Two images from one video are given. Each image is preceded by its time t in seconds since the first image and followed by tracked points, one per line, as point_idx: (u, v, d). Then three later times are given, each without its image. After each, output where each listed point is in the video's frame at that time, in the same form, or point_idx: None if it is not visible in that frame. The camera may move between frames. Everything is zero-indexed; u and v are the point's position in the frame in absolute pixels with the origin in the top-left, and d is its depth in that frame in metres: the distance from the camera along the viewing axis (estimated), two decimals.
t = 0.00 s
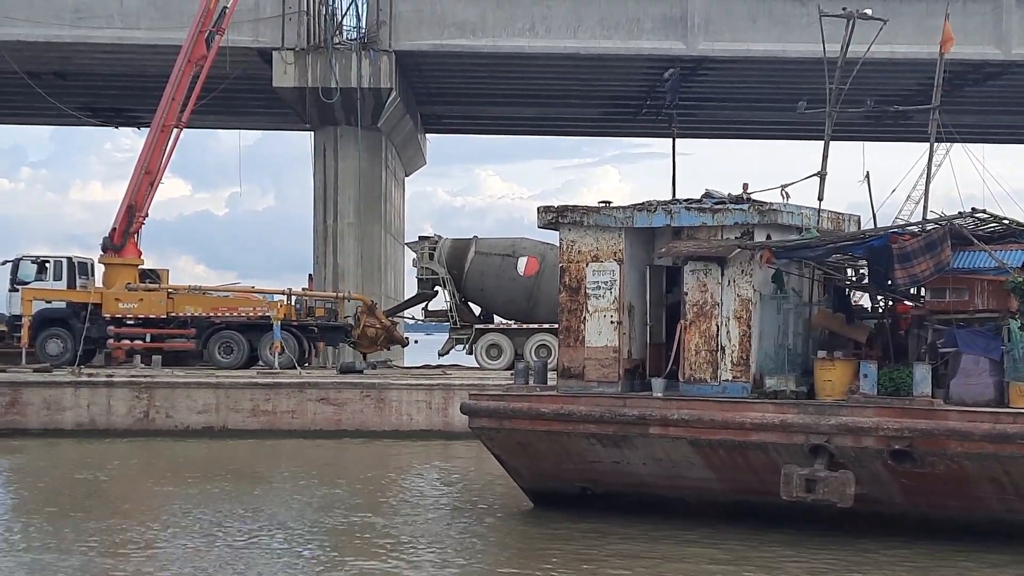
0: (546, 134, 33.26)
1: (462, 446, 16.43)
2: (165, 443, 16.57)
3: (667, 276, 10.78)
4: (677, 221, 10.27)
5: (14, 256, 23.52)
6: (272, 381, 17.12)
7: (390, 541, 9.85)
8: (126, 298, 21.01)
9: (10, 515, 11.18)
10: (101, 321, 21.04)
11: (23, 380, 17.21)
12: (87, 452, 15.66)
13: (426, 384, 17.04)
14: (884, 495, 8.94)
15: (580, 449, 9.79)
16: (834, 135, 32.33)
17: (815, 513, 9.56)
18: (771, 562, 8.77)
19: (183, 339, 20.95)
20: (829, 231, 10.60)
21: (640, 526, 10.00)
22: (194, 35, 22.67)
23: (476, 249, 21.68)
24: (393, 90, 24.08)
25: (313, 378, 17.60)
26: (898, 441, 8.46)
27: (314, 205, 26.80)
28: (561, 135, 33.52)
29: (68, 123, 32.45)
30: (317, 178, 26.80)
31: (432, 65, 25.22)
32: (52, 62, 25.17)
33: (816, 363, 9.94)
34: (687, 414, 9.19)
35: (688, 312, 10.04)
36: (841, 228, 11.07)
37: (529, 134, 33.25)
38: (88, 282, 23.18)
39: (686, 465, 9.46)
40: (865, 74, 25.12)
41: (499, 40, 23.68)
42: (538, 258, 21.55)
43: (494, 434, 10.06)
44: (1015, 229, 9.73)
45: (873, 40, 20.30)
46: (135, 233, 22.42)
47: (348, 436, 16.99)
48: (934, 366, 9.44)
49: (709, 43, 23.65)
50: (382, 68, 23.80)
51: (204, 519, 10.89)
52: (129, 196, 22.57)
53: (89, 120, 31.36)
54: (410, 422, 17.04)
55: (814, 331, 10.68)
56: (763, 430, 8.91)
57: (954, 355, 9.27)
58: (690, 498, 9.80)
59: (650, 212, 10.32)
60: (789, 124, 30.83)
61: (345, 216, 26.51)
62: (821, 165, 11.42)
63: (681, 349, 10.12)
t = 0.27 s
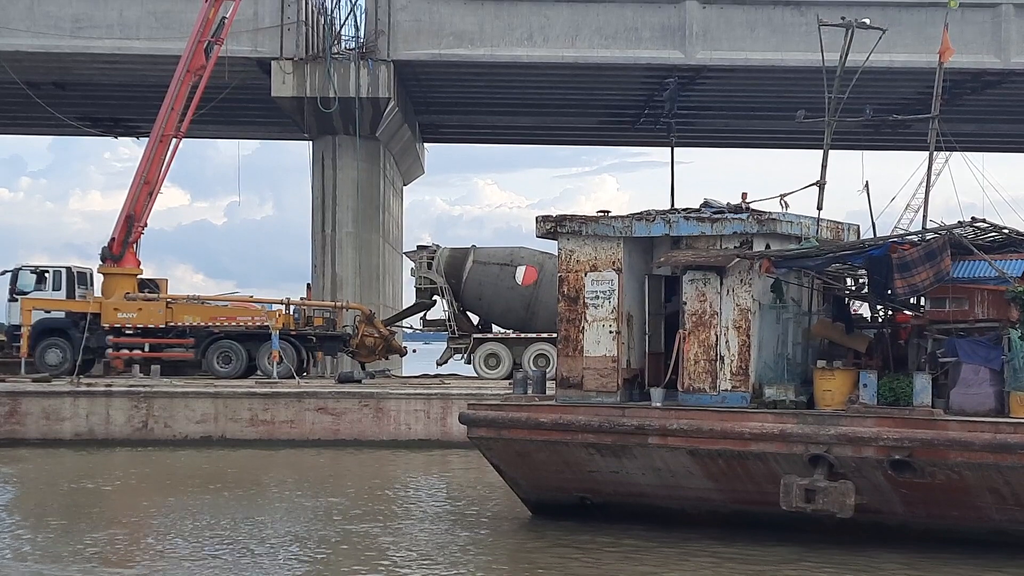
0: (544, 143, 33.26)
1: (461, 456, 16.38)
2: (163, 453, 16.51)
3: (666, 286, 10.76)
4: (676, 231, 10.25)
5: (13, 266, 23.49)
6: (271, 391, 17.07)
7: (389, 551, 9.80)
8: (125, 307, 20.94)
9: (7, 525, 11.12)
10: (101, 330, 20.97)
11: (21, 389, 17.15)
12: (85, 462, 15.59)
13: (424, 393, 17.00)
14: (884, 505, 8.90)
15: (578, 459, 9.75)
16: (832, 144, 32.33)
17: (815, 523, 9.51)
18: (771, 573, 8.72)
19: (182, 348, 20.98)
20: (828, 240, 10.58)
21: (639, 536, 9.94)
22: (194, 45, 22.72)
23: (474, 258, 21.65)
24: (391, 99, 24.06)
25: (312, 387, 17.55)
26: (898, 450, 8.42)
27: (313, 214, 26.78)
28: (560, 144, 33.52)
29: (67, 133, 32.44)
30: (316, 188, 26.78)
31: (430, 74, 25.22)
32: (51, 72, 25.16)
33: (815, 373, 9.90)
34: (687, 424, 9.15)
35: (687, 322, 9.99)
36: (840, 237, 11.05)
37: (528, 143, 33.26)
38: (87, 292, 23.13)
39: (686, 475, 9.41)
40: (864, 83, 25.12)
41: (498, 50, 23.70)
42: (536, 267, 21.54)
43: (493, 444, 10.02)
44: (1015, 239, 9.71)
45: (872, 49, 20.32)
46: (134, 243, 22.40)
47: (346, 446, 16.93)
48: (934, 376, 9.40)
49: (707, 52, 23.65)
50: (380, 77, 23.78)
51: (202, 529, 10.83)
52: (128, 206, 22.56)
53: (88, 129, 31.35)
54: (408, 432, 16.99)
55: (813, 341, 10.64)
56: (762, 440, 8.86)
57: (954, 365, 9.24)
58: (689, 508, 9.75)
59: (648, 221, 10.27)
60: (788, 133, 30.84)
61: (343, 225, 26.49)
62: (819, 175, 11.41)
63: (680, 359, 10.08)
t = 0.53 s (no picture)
0: (544, 166, 33.34)
1: (461, 479, 16.32)
2: (163, 476, 16.46)
3: (666, 308, 10.75)
4: (675, 253, 10.24)
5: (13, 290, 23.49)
6: (271, 415, 17.03)
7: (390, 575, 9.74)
8: (125, 331, 20.92)
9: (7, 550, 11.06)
10: (101, 354, 21.01)
11: (21, 413, 17.11)
12: (85, 487, 15.53)
13: (424, 416, 16.96)
14: (886, 527, 8.86)
15: (579, 482, 9.71)
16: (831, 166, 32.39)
17: (817, 545, 9.46)
18: None
19: (182, 372, 20.93)
20: (828, 262, 10.59)
21: (641, 559, 9.89)
22: (194, 70, 22.79)
23: (474, 281, 21.64)
24: (391, 122, 24.10)
25: (312, 410, 17.51)
26: (900, 473, 8.39)
27: (312, 237, 26.80)
28: (559, 167, 33.60)
29: (68, 158, 32.51)
30: (315, 211, 26.82)
31: (430, 97, 25.31)
32: (52, 96, 25.25)
33: (816, 395, 9.88)
34: (688, 447, 9.12)
35: (688, 344, 9.98)
36: (839, 259, 11.05)
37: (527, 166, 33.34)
38: (87, 315, 23.12)
39: (687, 497, 9.37)
40: (863, 105, 25.20)
41: (497, 73, 23.79)
42: (536, 289, 21.52)
43: (493, 467, 9.98)
44: (1015, 261, 9.74)
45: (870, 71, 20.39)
46: (134, 266, 22.41)
47: (346, 469, 16.88)
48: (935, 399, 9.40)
49: (706, 75, 23.73)
50: (379, 101, 23.81)
51: (203, 554, 10.78)
52: (128, 230, 22.59)
53: (89, 154, 31.43)
54: (408, 455, 16.95)
55: (814, 363, 10.62)
56: (764, 463, 8.83)
57: (955, 387, 9.23)
58: (690, 530, 9.70)
59: (648, 244, 10.29)
60: (786, 155, 30.91)
61: (343, 248, 26.50)
62: (819, 197, 11.43)
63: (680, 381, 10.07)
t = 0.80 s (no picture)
0: (547, 192, 33.45)
1: (465, 506, 16.28)
2: (167, 505, 16.42)
3: (671, 336, 10.77)
4: (680, 280, 10.25)
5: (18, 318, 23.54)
6: (275, 442, 17.02)
7: None
8: (129, 358, 20.93)
9: None
10: (105, 383, 20.99)
11: (25, 442, 17.10)
12: (88, 515, 15.50)
13: (429, 443, 16.94)
14: (893, 555, 8.82)
15: (584, 510, 9.70)
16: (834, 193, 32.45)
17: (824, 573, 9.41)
18: None
19: (185, 400, 20.94)
20: (832, 289, 10.62)
21: None
22: (197, 98, 22.88)
23: (478, 308, 21.65)
24: (394, 150, 24.21)
25: (316, 438, 17.49)
26: (905, 500, 8.38)
27: (316, 265, 26.86)
28: (562, 194, 33.71)
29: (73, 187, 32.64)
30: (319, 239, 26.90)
31: (434, 125, 25.45)
32: (58, 125, 25.40)
33: (822, 422, 9.89)
34: (693, 474, 9.11)
35: (692, 372, 10.01)
36: (844, 286, 11.08)
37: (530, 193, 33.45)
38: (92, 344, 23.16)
39: (692, 525, 9.35)
40: (866, 132, 25.29)
41: (501, 100, 23.91)
42: (540, 316, 21.44)
43: (498, 495, 9.97)
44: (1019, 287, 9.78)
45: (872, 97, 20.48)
46: (138, 294, 22.46)
47: (350, 497, 16.84)
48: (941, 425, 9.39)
49: (709, 102, 23.84)
50: (384, 129, 23.96)
51: None
52: (133, 258, 22.67)
53: (94, 182, 31.57)
54: (413, 482, 16.92)
55: (819, 390, 10.63)
56: (769, 490, 8.82)
57: (960, 414, 9.23)
58: (696, 558, 9.67)
59: (653, 271, 10.29)
60: (789, 182, 30.98)
61: (346, 276, 26.56)
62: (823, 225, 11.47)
63: (685, 409, 10.08)
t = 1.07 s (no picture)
0: (550, 227, 33.54)
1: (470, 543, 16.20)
2: (170, 542, 16.36)
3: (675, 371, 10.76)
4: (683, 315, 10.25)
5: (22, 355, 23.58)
6: (279, 479, 16.98)
7: None
8: (133, 396, 20.95)
9: None
10: (109, 420, 20.94)
11: (29, 479, 17.07)
12: (91, 553, 15.44)
13: (433, 479, 16.89)
14: None
15: (590, 546, 9.66)
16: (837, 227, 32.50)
17: None
18: None
19: (189, 437, 20.89)
20: (836, 324, 10.64)
21: None
22: (201, 135, 23.01)
23: (482, 343, 21.65)
24: (398, 186, 24.31)
25: (320, 475, 17.44)
26: (912, 536, 8.34)
27: (319, 301, 26.89)
28: (566, 229, 33.80)
29: (79, 224, 32.81)
30: (323, 275, 26.96)
31: (438, 161, 25.59)
32: (64, 163, 25.57)
33: (827, 458, 9.86)
34: (698, 510, 9.09)
35: (697, 408, 10.00)
36: (848, 321, 11.09)
37: (533, 228, 33.54)
38: (96, 381, 23.17)
39: (698, 561, 9.30)
40: (868, 166, 25.39)
41: (504, 136, 24.06)
42: (544, 352, 21.58)
43: (503, 531, 9.94)
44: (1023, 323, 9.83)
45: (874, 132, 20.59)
46: (142, 331, 22.50)
47: (354, 534, 16.76)
48: (946, 461, 9.36)
49: (711, 137, 23.97)
50: (387, 164, 24.03)
51: None
52: (136, 295, 22.73)
53: (99, 220, 31.72)
54: (417, 519, 16.84)
55: (824, 425, 10.61)
56: (775, 526, 8.79)
57: (966, 449, 9.18)
58: None
59: (657, 306, 10.27)
60: (792, 216, 31.06)
61: (349, 311, 26.57)
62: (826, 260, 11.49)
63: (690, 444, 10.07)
